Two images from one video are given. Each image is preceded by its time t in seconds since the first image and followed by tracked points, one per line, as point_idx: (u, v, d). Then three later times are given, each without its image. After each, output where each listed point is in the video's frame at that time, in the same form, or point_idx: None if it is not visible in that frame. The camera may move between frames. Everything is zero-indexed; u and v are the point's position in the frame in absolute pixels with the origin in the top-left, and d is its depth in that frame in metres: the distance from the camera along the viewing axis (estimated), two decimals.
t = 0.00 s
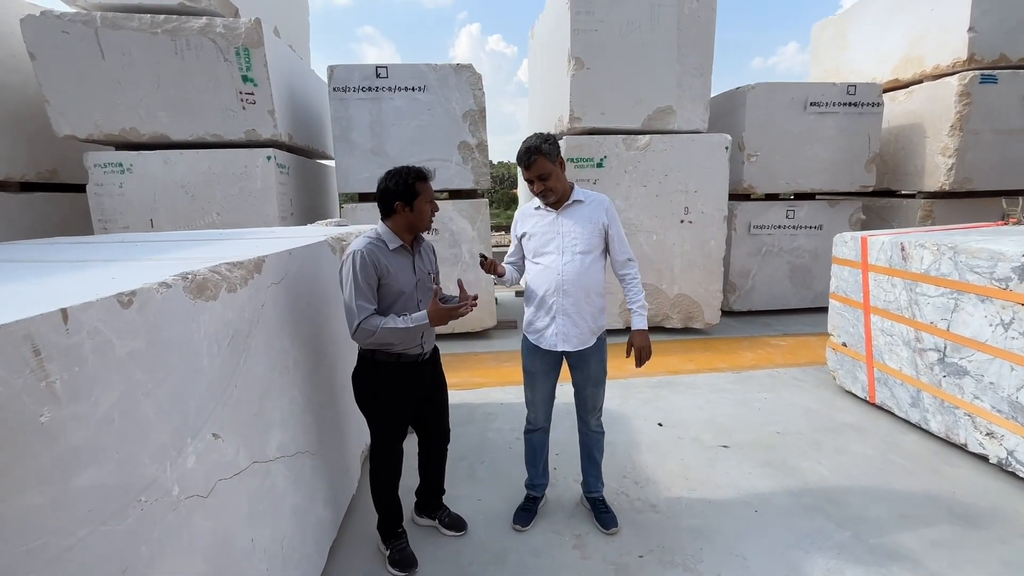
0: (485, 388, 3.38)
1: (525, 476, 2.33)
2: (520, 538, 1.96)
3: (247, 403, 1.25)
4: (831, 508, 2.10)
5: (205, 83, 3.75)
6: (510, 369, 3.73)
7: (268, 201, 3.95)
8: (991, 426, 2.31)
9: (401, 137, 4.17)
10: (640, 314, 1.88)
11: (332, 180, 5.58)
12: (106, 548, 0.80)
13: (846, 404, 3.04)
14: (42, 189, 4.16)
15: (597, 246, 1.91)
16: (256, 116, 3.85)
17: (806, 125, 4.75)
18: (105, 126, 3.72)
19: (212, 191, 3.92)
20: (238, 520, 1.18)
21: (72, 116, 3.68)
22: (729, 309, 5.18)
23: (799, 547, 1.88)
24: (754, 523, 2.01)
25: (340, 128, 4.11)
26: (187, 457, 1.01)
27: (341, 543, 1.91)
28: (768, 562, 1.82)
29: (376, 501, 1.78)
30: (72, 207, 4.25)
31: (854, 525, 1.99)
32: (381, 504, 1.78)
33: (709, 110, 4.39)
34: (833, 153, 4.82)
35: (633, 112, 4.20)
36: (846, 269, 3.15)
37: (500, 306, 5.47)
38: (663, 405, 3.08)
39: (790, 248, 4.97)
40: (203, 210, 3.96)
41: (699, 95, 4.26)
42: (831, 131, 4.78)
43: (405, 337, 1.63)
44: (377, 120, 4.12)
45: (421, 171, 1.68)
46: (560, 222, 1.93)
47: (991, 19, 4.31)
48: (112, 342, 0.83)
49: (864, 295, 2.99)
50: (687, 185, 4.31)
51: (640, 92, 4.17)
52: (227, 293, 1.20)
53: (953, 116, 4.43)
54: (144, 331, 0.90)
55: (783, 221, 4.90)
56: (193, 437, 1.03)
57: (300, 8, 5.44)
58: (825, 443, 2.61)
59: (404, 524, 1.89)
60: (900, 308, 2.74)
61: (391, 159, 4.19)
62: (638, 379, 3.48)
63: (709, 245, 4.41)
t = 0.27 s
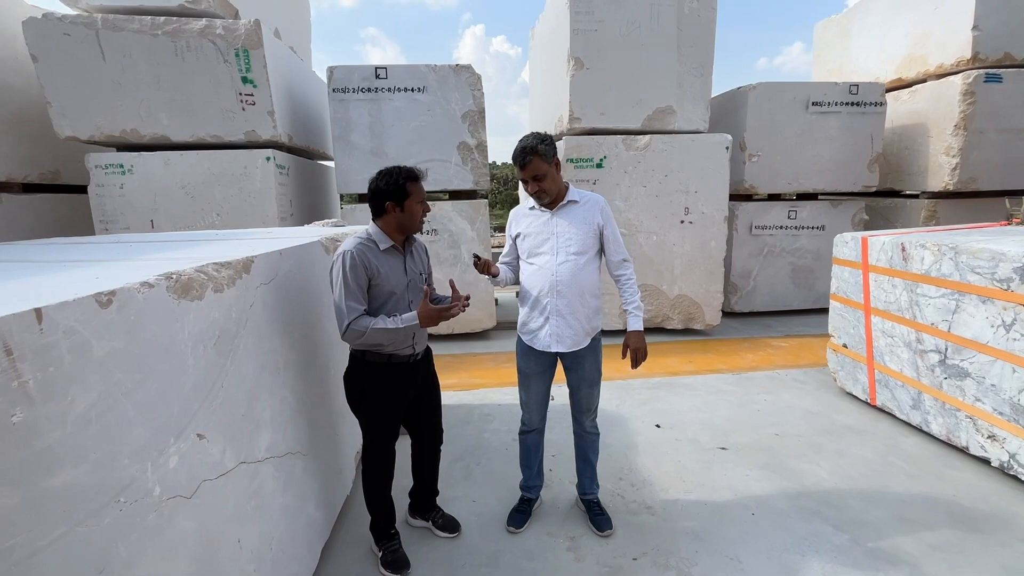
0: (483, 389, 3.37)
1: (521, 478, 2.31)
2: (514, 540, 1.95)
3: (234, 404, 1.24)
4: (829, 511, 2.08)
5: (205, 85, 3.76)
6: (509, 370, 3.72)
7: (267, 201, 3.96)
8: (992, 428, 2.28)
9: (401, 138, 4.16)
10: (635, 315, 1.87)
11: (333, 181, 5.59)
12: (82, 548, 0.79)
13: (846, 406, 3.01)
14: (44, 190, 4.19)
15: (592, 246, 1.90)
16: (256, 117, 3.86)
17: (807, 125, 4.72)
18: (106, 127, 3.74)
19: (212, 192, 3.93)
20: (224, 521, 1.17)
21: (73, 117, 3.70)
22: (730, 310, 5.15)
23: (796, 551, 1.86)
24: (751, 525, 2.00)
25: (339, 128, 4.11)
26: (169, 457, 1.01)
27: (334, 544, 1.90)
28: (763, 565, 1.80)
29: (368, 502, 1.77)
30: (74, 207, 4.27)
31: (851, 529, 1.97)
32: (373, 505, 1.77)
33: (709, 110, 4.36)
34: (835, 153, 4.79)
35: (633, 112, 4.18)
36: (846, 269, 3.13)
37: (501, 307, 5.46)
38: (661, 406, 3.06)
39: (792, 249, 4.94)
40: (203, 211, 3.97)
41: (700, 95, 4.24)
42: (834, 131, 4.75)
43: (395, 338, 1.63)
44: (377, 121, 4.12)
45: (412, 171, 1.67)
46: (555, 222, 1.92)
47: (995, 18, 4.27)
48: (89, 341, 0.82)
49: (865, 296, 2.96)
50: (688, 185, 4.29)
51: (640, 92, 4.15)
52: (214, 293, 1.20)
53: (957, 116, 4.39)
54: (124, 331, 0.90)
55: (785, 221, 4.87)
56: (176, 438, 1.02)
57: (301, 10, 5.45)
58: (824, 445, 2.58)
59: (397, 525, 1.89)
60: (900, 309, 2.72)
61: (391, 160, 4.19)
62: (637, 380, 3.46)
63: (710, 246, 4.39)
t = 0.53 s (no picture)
0: (483, 390, 3.36)
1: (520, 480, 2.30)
2: (512, 542, 1.94)
3: (228, 405, 1.24)
4: (830, 515, 2.06)
5: (207, 86, 3.77)
6: (510, 371, 3.71)
7: (268, 203, 3.97)
8: (997, 431, 2.25)
9: (402, 139, 4.17)
10: (633, 317, 1.86)
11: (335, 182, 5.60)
12: (69, 551, 0.79)
13: (849, 408, 2.98)
14: (48, 192, 4.21)
15: (590, 248, 1.89)
16: (257, 119, 3.87)
17: (811, 126, 4.69)
18: (109, 129, 3.76)
19: (214, 193, 3.95)
20: (217, 523, 1.17)
21: (76, 119, 3.72)
22: (733, 311, 5.12)
23: (796, 555, 1.84)
24: (751, 529, 1.98)
25: (340, 130, 4.12)
26: (161, 459, 1.00)
27: (331, 545, 1.90)
28: (763, 569, 1.78)
29: (365, 504, 1.77)
30: (77, 209, 4.29)
31: (853, 532, 1.95)
32: (370, 506, 1.76)
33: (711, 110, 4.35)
34: (838, 153, 4.76)
35: (634, 113, 4.17)
36: (849, 270, 3.10)
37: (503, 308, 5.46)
38: (662, 408, 3.04)
39: (796, 249, 4.91)
40: (205, 212, 3.98)
41: (702, 95, 4.22)
42: (837, 131, 4.72)
43: (389, 340, 1.62)
44: (378, 122, 4.13)
45: (408, 172, 1.67)
46: (553, 223, 1.91)
47: (1001, 17, 4.23)
48: (77, 342, 0.82)
49: (868, 297, 2.94)
50: (690, 186, 4.27)
51: (641, 93, 4.14)
52: (208, 294, 1.19)
53: (962, 116, 4.35)
54: (114, 332, 0.89)
55: (788, 222, 4.84)
56: (167, 439, 1.02)
57: (304, 12, 5.47)
58: (826, 448, 2.56)
59: (395, 526, 1.88)
60: (904, 311, 2.69)
61: (392, 161, 4.19)
62: (638, 381, 3.44)
63: (712, 247, 4.37)
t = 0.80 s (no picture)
0: (486, 392, 3.35)
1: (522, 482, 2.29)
2: (514, 545, 1.93)
3: (227, 407, 1.24)
4: (836, 518, 2.04)
5: (211, 88, 3.78)
6: (512, 372, 3.70)
7: (272, 204, 3.97)
8: (1005, 434, 2.23)
9: (405, 140, 4.17)
10: (636, 319, 1.85)
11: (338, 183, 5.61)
12: (65, 553, 0.78)
13: (855, 411, 2.96)
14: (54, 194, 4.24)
15: (592, 249, 1.88)
16: (261, 121, 3.88)
17: (815, 126, 4.67)
18: (113, 131, 3.78)
19: (218, 195, 3.96)
20: (216, 525, 1.16)
21: (81, 121, 3.73)
22: (737, 312, 5.09)
23: (801, 559, 1.82)
24: (755, 532, 1.96)
25: (343, 131, 4.13)
26: (160, 461, 1.00)
27: (332, 548, 1.89)
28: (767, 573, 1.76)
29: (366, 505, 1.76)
30: (82, 211, 4.31)
31: (858, 536, 1.93)
32: (371, 508, 1.75)
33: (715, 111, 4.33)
34: (843, 153, 4.73)
35: (637, 113, 4.16)
36: (854, 271, 3.08)
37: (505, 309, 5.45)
38: (666, 410, 3.02)
39: (800, 250, 4.88)
40: (209, 213, 3.99)
41: (706, 96, 4.20)
42: (842, 132, 4.69)
43: (388, 340, 1.61)
44: (381, 124, 4.13)
45: (404, 172, 1.67)
46: (555, 224, 1.90)
47: (1008, 16, 4.20)
48: (75, 343, 0.82)
49: (873, 299, 2.91)
50: (693, 187, 4.25)
51: (644, 94, 4.13)
52: (207, 295, 1.19)
53: (968, 116, 4.32)
54: (111, 334, 0.89)
55: (792, 223, 4.81)
56: (166, 441, 1.02)
57: (308, 14, 5.49)
58: (831, 450, 2.54)
59: (396, 529, 1.87)
60: (910, 312, 2.67)
61: (395, 162, 4.19)
62: (642, 383, 3.42)
63: (716, 248, 4.34)
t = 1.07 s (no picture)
0: (490, 394, 3.35)
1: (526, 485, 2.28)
2: (519, 548, 1.92)
3: (232, 409, 1.24)
4: (844, 522, 2.02)
5: (217, 91, 3.80)
6: (517, 374, 3.69)
7: (277, 206, 3.98)
8: (1015, 438, 2.20)
9: (409, 142, 4.17)
10: (641, 321, 1.84)
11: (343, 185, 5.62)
12: (71, 558, 0.78)
13: (862, 413, 2.93)
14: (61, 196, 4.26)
15: (596, 250, 1.87)
16: (266, 123, 3.90)
17: (821, 126, 4.64)
18: (120, 133, 3.80)
19: (223, 197, 3.97)
20: (220, 528, 1.16)
21: (88, 123, 3.76)
22: (742, 314, 5.07)
23: (809, 564, 1.80)
24: (762, 536, 1.94)
25: (348, 133, 4.13)
26: (165, 463, 1.00)
27: (337, 550, 1.89)
28: None
29: (370, 508, 1.75)
30: (89, 213, 4.34)
31: (867, 541, 1.91)
32: (375, 511, 1.75)
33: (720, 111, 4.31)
34: (850, 154, 4.70)
35: (642, 114, 4.15)
36: (862, 273, 3.06)
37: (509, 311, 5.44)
38: (671, 412, 3.01)
39: (806, 252, 4.85)
40: (214, 215, 4.01)
41: (711, 96, 4.19)
42: (848, 132, 4.66)
43: (392, 339, 1.60)
44: (385, 125, 4.14)
45: (402, 173, 1.68)
46: (559, 226, 1.90)
47: (1016, 15, 4.16)
48: (81, 346, 0.82)
49: (881, 300, 2.89)
50: (698, 188, 4.23)
51: (649, 95, 4.12)
52: (212, 298, 1.19)
53: (976, 116, 4.29)
54: (116, 337, 0.89)
55: (798, 224, 4.79)
56: (171, 444, 1.02)
57: (313, 16, 5.51)
58: (839, 453, 2.52)
59: (400, 531, 1.87)
60: (918, 314, 2.64)
61: (399, 163, 4.20)
62: (647, 385, 3.41)
63: (721, 249, 4.32)
